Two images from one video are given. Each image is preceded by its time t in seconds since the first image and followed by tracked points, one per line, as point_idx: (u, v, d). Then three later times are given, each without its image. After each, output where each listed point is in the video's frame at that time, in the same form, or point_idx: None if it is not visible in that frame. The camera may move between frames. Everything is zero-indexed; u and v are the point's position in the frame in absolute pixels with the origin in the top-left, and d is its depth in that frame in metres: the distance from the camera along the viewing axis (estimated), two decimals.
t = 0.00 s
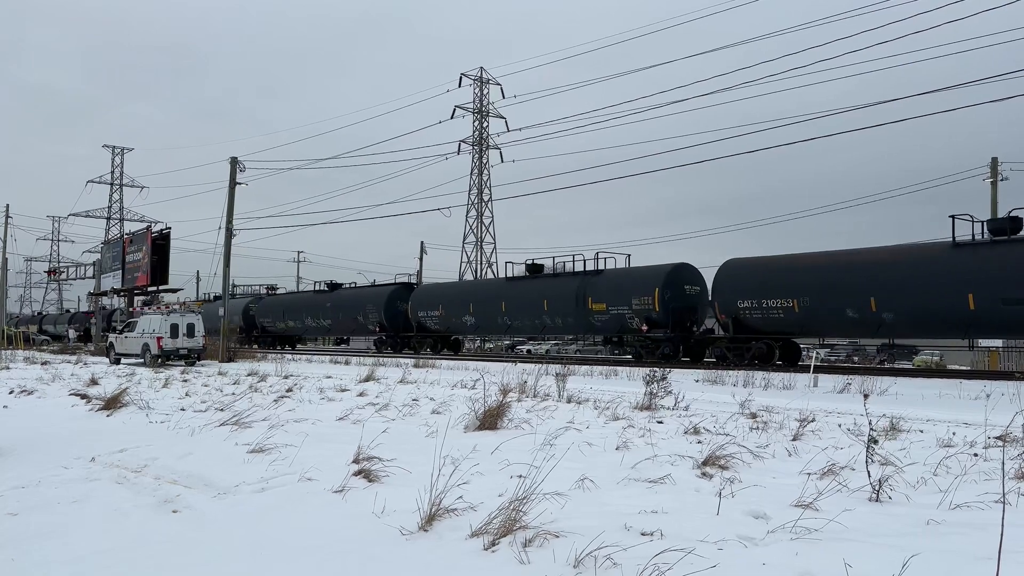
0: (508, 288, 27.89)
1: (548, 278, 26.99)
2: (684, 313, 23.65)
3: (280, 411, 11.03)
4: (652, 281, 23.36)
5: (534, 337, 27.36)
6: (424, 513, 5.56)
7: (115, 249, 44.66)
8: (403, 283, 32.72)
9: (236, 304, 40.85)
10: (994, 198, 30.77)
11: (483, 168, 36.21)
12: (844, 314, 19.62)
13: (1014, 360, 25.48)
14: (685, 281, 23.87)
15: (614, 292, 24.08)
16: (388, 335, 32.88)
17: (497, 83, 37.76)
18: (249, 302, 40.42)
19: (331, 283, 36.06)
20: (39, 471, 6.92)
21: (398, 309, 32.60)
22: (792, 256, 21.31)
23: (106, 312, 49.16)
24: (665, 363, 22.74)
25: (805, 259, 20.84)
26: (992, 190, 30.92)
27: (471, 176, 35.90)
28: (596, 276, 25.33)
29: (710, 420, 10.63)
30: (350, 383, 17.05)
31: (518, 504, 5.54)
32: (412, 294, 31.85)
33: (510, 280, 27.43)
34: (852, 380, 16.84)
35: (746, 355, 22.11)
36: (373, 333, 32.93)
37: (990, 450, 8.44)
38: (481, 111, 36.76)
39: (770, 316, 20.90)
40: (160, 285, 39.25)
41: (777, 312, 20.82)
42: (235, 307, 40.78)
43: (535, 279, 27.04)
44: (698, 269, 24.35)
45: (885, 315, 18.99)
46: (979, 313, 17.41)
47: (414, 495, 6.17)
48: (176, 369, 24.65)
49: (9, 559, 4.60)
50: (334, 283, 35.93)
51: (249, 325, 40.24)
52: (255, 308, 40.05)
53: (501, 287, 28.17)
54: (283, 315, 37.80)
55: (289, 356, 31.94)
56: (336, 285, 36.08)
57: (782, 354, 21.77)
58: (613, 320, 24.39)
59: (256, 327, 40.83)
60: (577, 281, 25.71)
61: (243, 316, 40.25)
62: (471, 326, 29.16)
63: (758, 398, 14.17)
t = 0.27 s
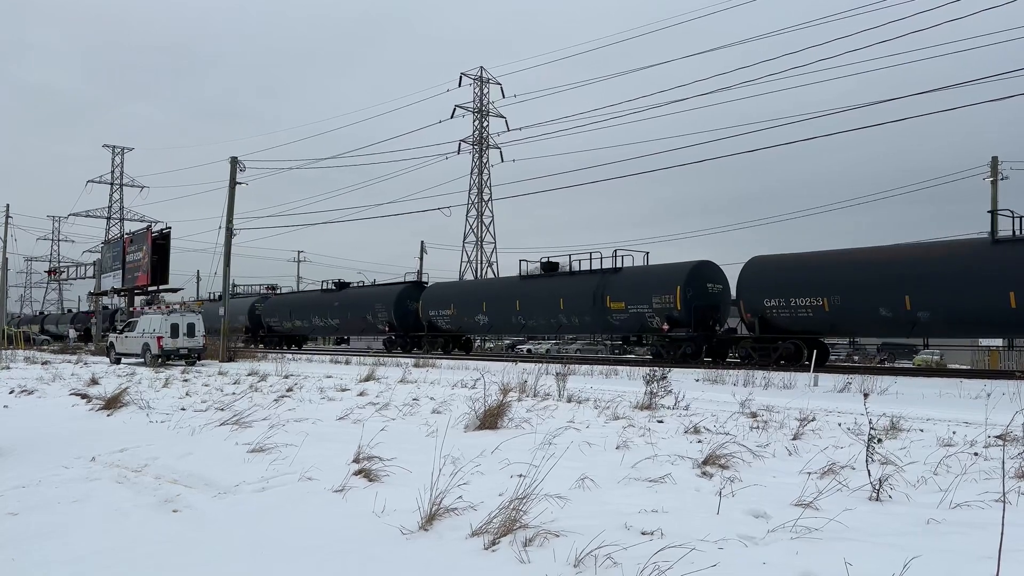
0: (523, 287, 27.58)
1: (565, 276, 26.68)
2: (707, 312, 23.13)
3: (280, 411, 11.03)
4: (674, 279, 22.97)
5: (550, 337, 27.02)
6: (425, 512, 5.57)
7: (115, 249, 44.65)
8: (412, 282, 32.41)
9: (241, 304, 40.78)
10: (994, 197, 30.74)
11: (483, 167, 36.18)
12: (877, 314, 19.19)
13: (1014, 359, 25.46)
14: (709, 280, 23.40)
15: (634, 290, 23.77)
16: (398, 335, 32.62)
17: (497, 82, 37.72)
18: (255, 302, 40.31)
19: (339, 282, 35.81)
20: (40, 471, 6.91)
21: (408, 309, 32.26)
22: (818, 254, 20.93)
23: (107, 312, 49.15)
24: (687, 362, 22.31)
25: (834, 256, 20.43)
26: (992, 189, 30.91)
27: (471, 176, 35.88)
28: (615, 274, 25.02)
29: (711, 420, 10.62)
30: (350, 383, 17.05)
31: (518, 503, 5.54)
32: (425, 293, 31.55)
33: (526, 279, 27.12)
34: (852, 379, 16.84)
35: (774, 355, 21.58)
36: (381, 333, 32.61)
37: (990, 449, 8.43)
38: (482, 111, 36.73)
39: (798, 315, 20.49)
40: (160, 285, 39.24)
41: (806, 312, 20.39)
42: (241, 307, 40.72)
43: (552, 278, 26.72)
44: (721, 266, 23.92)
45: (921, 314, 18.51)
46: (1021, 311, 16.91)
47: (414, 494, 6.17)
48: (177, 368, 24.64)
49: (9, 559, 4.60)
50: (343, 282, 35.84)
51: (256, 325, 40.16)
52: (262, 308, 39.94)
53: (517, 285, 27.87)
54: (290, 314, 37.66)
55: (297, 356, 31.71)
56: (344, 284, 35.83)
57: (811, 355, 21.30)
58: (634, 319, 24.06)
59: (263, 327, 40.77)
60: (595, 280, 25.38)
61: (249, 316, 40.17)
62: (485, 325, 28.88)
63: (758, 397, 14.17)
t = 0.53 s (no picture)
0: (544, 285, 27.06)
1: (587, 274, 26.19)
2: (737, 311, 22.60)
3: (280, 410, 11.03)
4: (702, 277, 22.42)
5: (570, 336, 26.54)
6: (425, 511, 5.57)
7: (115, 248, 44.67)
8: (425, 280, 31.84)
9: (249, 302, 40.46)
10: (994, 196, 30.74)
11: (483, 167, 36.18)
12: (921, 312, 18.64)
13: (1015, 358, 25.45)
14: (738, 277, 22.86)
15: (660, 289, 23.25)
16: (411, 334, 32.00)
17: (497, 82, 37.70)
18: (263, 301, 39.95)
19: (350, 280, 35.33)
20: (40, 471, 6.91)
21: (422, 307, 31.68)
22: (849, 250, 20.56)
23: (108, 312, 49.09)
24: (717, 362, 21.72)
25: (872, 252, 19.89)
26: (992, 188, 30.90)
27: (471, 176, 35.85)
28: (639, 271, 24.54)
29: (711, 419, 10.61)
30: (350, 382, 17.04)
31: (518, 502, 5.54)
32: (440, 291, 30.92)
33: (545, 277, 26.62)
34: (852, 378, 16.83)
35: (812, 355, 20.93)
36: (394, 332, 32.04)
37: (991, 448, 8.43)
38: (481, 110, 36.74)
39: (838, 313, 19.96)
40: (160, 285, 39.25)
41: (845, 309, 19.85)
42: (249, 305, 40.41)
43: (574, 275, 26.24)
44: (750, 263, 23.37)
45: (969, 312, 17.94)
46: None
47: (414, 493, 6.17)
48: (177, 368, 24.62)
49: (10, 558, 4.60)
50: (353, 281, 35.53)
51: (264, 324, 39.79)
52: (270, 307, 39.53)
53: (537, 284, 27.38)
54: (299, 313, 37.18)
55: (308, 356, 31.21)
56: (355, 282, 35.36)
57: (849, 354, 20.76)
58: (659, 318, 23.55)
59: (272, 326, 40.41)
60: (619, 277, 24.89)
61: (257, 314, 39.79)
62: (503, 324, 28.29)
63: (759, 396, 14.15)
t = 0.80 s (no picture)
0: (559, 283, 26.50)
1: (604, 272, 25.54)
2: (763, 309, 21.88)
3: (280, 410, 11.03)
4: (726, 275, 21.70)
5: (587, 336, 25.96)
6: (425, 511, 5.57)
7: (115, 248, 44.72)
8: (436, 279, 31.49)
9: (256, 301, 40.08)
10: (994, 195, 30.72)
11: (483, 166, 36.16)
12: (959, 311, 17.82)
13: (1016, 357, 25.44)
14: (764, 275, 22.13)
15: (682, 287, 22.58)
16: (422, 334, 31.75)
17: (497, 81, 37.69)
18: (270, 300, 39.62)
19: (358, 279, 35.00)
20: (41, 471, 6.90)
21: (432, 306, 31.33)
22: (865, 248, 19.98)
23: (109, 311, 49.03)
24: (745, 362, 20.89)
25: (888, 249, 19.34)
26: (993, 187, 30.88)
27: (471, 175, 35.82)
28: (659, 269, 23.85)
29: (711, 418, 10.61)
30: (351, 381, 17.08)
31: (519, 502, 5.54)
32: (452, 291, 30.58)
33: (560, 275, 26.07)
34: (853, 377, 16.82)
35: (843, 356, 20.07)
36: (404, 331, 31.75)
37: (991, 447, 8.43)
38: (482, 110, 36.72)
39: (870, 312, 19.16)
40: (160, 284, 39.27)
41: (878, 308, 19.05)
42: (255, 304, 40.02)
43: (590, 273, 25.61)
44: (775, 260, 22.64)
45: (1011, 312, 17.11)
46: None
47: (415, 493, 6.17)
48: (178, 368, 24.66)
49: (12, 558, 4.61)
50: (361, 280, 35.20)
51: (271, 324, 39.43)
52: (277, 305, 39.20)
53: (551, 282, 26.91)
54: (307, 313, 36.93)
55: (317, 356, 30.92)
56: (364, 281, 35.06)
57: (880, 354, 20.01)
58: (681, 317, 22.87)
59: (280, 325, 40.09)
60: (638, 275, 24.19)
61: (264, 313, 39.41)
62: (517, 324, 27.80)
63: (759, 396, 14.15)
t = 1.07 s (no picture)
0: (580, 281, 26.00)
1: (627, 270, 24.95)
2: (795, 308, 21.16)
3: (280, 409, 11.04)
4: (756, 272, 21.05)
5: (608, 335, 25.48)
6: (426, 510, 5.56)
7: (115, 248, 44.80)
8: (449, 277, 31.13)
9: (262, 300, 39.67)
10: (994, 195, 30.71)
11: (483, 166, 36.15)
12: (1007, 308, 16.78)
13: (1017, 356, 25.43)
14: (794, 272, 21.47)
15: (708, 285, 21.97)
16: (434, 334, 31.50)
17: (498, 80, 37.68)
18: (277, 299, 39.32)
19: (367, 278, 34.71)
20: (41, 470, 6.90)
21: (445, 304, 30.98)
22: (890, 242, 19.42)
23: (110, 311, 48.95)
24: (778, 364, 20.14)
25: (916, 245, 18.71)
26: (993, 187, 30.88)
27: (471, 174, 35.82)
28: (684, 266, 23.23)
29: (711, 418, 10.62)
30: (351, 381, 17.10)
31: (519, 501, 5.54)
32: (465, 289, 30.40)
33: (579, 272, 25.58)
34: (854, 377, 16.82)
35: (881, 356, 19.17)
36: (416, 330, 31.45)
37: (992, 447, 8.42)
38: (482, 109, 36.71)
39: (910, 310, 18.23)
40: (161, 284, 39.31)
41: (917, 307, 18.12)
42: (262, 303, 39.59)
43: (611, 271, 25.05)
44: (807, 257, 21.92)
45: None
46: None
47: (416, 492, 6.17)
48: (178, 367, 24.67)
49: (12, 558, 4.61)
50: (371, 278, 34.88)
51: (278, 324, 39.14)
52: (284, 305, 38.92)
53: (568, 280, 26.54)
54: (316, 312, 36.74)
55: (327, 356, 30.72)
56: (373, 279, 34.78)
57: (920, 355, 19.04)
58: (707, 316, 22.25)
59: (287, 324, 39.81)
60: (662, 272, 23.56)
61: (271, 312, 39.03)
62: (535, 323, 27.41)
63: (759, 395, 14.15)
